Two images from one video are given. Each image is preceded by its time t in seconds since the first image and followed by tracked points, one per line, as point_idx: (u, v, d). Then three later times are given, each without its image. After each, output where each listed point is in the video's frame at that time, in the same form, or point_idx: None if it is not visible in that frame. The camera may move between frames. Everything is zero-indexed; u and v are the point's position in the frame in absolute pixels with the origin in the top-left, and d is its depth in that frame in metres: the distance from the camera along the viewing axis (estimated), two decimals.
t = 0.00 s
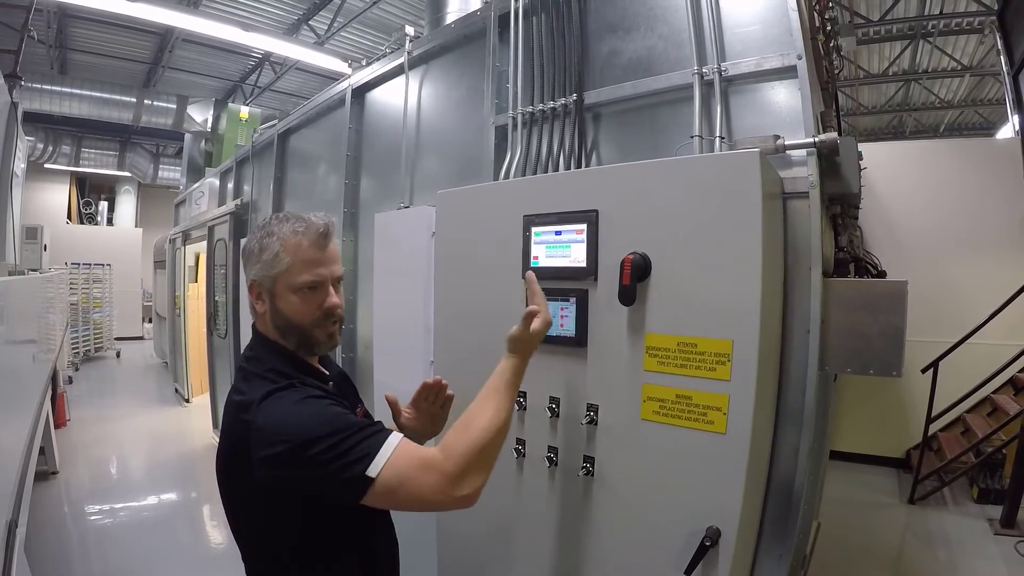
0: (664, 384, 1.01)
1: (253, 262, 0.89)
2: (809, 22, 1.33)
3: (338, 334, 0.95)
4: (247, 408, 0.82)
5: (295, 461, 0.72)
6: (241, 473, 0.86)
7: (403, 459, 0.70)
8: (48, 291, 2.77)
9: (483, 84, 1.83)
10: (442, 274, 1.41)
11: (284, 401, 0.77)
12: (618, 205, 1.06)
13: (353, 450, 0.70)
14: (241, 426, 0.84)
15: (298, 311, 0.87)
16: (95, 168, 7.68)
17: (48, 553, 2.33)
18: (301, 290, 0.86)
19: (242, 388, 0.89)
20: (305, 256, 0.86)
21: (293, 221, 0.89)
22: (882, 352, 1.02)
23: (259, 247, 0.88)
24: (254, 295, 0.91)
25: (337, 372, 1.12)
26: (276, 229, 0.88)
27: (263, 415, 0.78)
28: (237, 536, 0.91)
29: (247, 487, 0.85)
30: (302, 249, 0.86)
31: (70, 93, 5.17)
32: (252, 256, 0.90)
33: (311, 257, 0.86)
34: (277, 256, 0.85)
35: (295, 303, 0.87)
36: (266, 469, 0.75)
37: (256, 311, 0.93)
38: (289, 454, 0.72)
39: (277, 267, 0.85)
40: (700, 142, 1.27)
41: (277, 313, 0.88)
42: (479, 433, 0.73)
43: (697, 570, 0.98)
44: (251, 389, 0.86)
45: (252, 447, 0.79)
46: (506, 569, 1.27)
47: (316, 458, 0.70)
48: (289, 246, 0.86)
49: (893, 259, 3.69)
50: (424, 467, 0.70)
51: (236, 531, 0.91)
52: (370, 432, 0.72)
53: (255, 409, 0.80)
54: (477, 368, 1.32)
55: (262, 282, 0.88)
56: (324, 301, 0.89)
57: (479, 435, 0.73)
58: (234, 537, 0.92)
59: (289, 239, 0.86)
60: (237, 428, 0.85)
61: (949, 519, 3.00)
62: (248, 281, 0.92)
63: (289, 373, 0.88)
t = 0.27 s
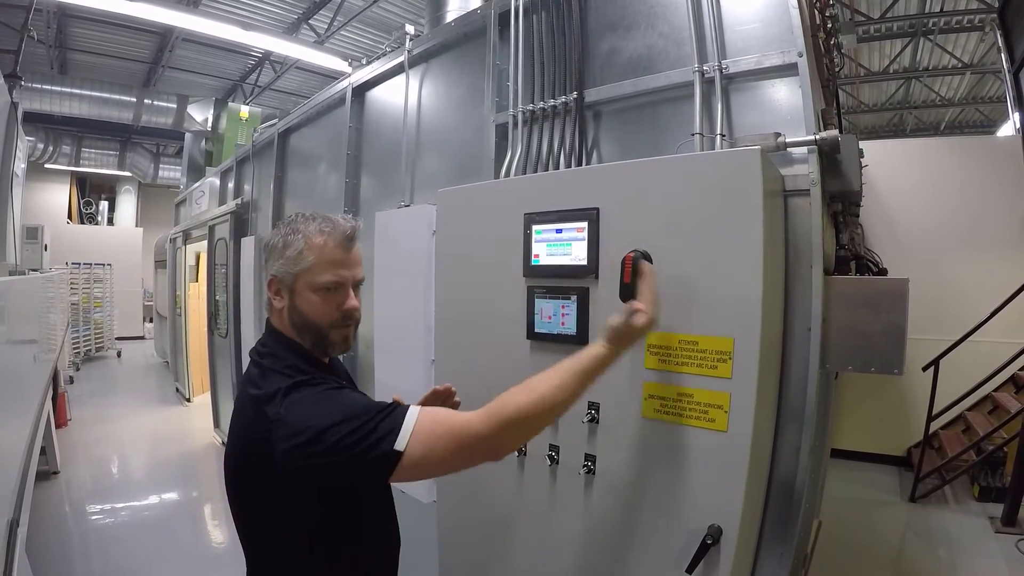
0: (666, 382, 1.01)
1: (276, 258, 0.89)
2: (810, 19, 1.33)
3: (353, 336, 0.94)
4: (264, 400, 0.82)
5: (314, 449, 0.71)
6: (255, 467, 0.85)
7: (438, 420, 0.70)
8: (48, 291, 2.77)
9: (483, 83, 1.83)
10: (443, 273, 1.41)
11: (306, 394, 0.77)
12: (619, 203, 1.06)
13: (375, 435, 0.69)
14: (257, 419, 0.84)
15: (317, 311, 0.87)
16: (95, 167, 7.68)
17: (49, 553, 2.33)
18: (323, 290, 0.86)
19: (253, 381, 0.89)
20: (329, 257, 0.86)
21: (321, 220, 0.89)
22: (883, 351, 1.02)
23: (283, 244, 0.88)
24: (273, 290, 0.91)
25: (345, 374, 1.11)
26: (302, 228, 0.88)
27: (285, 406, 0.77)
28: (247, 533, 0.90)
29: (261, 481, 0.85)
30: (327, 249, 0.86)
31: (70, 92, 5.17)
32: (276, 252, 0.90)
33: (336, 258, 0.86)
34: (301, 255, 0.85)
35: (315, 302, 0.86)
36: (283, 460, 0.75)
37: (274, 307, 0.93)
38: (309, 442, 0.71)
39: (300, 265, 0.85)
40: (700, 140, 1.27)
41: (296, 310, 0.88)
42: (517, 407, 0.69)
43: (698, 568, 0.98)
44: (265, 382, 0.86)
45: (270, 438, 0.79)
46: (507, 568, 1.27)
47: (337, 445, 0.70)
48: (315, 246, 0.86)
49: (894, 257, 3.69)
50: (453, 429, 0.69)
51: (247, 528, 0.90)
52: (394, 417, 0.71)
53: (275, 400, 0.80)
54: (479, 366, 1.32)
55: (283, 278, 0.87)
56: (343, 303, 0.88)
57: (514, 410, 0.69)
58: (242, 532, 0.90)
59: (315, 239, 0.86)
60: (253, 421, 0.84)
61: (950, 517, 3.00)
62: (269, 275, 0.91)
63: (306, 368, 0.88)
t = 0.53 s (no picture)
0: (664, 382, 1.01)
1: (271, 261, 0.90)
2: (808, 21, 1.33)
3: (353, 331, 0.95)
4: (264, 407, 0.81)
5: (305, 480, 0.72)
6: (242, 466, 0.85)
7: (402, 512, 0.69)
8: (48, 292, 2.78)
9: (482, 84, 1.83)
10: (441, 274, 1.41)
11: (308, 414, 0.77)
12: (617, 205, 1.06)
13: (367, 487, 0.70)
14: (252, 424, 0.83)
15: (316, 306, 0.88)
16: (95, 168, 7.68)
17: (49, 553, 2.33)
18: (320, 284, 0.87)
19: (251, 385, 0.89)
20: (323, 251, 0.87)
21: (312, 219, 0.91)
22: (881, 351, 1.02)
23: (277, 245, 0.89)
24: (270, 294, 0.91)
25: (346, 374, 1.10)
26: (293, 227, 0.89)
27: (285, 422, 0.77)
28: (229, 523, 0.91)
29: (246, 479, 0.85)
30: (320, 244, 0.87)
31: (69, 93, 5.17)
32: (269, 255, 0.91)
33: (330, 253, 0.88)
34: (296, 252, 0.86)
35: (313, 297, 0.87)
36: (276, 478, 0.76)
37: (271, 311, 0.93)
38: (302, 473, 0.72)
39: (295, 263, 0.86)
40: (699, 141, 1.27)
41: (295, 309, 0.88)
42: (480, 505, 0.71)
43: (696, 568, 0.98)
44: (266, 387, 0.85)
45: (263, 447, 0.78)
46: (506, 568, 1.27)
47: (330, 486, 0.70)
48: (308, 243, 0.87)
49: (893, 257, 3.69)
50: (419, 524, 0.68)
51: (237, 522, 0.91)
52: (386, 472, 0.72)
53: (273, 412, 0.79)
54: (477, 368, 1.32)
55: (280, 279, 0.88)
56: (340, 296, 0.90)
57: (480, 505, 0.71)
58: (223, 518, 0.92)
59: (307, 235, 0.88)
60: (247, 424, 0.83)
61: (950, 517, 3.00)
62: (263, 280, 0.92)
63: (307, 378, 0.87)
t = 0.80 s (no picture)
0: (662, 383, 1.01)
1: (258, 270, 0.87)
2: (806, 20, 1.33)
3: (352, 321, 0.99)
4: (243, 414, 0.81)
5: (258, 501, 0.74)
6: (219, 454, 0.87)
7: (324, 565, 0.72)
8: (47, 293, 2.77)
9: (480, 83, 1.83)
10: (439, 274, 1.41)
11: (279, 432, 0.77)
12: (615, 204, 1.06)
13: (303, 533, 0.72)
14: (231, 422, 0.84)
15: (321, 304, 0.90)
16: (94, 168, 7.67)
17: (48, 554, 2.33)
18: (320, 281, 0.89)
19: (238, 389, 0.89)
20: (315, 248, 0.89)
21: (292, 219, 0.91)
22: (880, 351, 1.02)
23: (263, 253, 0.87)
24: (263, 305, 0.89)
25: (342, 372, 1.09)
26: (275, 230, 0.88)
27: (256, 434, 0.77)
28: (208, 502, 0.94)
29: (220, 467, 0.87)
30: (310, 242, 0.89)
31: (68, 93, 5.16)
32: (253, 265, 0.88)
33: (321, 249, 0.90)
34: (289, 255, 0.87)
35: (317, 296, 0.89)
36: (237, 484, 0.78)
37: (265, 322, 0.91)
38: (256, 492, 0.74)
39: (294, 266, 0.87)
40: (697, 141, 1.26)
41: (299, 312, 0.89)
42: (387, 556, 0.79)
43: (695, 569, 0.98)
44: (249, 393, 0.85)
45: (234, 450, 0.80)
46: (504, 568, 1.27)
47: (272, 515, 0.73)
48: (297, 243, 0.88)
49: (893, 257, 3.69)
50: None
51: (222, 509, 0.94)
52: (326, 526, 0.74)
53: (250, 420, 0.79)
54: (476, 369, 1.32)
55: (275, 286, 0.87)
56: (340, 289, 0.93)
57: (386, 557, 0.79)
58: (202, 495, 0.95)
59: (295, 236, 0.88)
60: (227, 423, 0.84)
61: (949, 517, 3.00)
62: (251, 293, 0.89)
63: (291, 384, 0.87)
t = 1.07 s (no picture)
0: (660, 383, 1.01)
1: (243, 273, 0.86)
2: (805, 20, 1.33)
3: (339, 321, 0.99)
4: (225, 415, 0.82)
5: (235, 501, 0.74)
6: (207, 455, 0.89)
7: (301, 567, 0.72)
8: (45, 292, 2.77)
9: (479, 83, 1.83)
10: (438, 274, 1.40)
11: (255, 433, 0.76)
12: (613, 204, 1.06)
13: (278, 534, 0.72)
14: (214, 423, 0.85)
15: (306, 305, 0.90)
16: (93, 167, 7.66)
17: (46, 554, 2.33)
18: (306, 282, 0.89)
19: (225, 389, 0.90)
20: (300, 250, 0.89)
21: (276, 220, 0.90)
22: (878, 351, 1.02)
23: (247, 255, 0.86)
24: (249, 306, 0.89)
25: (334, 372, 1.08)
26: (260, 232, 0.87)
27: (233, 435, 0.77)
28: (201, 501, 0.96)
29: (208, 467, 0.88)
30: (295, 243, 0.89)
31: (67, 92, 5.15)
32: (238, 267, 0.87)
33: (306, 250, 0.90)
34: (274, 257, 0.86)
35: (303, 298, 0.89)
36: (220, 485, 0.79)
37: (251, 323, 0.91)
38: (232, 492, 0.74)
39: (279, 269, 0.86)
40: (696, 141, 1.26)
41: (285, 314, 0.88)
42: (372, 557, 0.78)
43: (693, 569, 0.97)
44: (232, 395, 0.86)
45: (215, 451, 0.81)
46: (503, 568, 1.27)
47: (247, 516, 0.73)
48: (282, 245, 0.87)
49: (891, 257, 3.69)
50: None
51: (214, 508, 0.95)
52: (302, 527, 0.73)
53: (229, 421, 0.80)
54: (474, 369, 1.32)
55: (261, 288, 0.86)
56: (326, 290, 0.93)
57: (371, 560, 0.78)
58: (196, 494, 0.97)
59: (280, 238, 0.88)
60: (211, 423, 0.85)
61: (948, 517, 3.01)
62: (236, 295, 0.89)
63: (274, 385, 0.87)
